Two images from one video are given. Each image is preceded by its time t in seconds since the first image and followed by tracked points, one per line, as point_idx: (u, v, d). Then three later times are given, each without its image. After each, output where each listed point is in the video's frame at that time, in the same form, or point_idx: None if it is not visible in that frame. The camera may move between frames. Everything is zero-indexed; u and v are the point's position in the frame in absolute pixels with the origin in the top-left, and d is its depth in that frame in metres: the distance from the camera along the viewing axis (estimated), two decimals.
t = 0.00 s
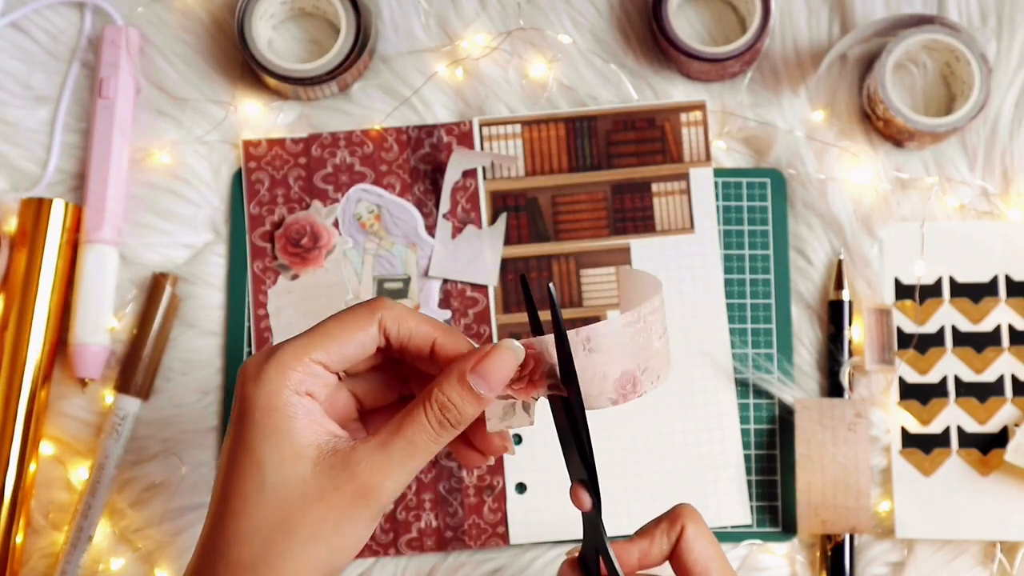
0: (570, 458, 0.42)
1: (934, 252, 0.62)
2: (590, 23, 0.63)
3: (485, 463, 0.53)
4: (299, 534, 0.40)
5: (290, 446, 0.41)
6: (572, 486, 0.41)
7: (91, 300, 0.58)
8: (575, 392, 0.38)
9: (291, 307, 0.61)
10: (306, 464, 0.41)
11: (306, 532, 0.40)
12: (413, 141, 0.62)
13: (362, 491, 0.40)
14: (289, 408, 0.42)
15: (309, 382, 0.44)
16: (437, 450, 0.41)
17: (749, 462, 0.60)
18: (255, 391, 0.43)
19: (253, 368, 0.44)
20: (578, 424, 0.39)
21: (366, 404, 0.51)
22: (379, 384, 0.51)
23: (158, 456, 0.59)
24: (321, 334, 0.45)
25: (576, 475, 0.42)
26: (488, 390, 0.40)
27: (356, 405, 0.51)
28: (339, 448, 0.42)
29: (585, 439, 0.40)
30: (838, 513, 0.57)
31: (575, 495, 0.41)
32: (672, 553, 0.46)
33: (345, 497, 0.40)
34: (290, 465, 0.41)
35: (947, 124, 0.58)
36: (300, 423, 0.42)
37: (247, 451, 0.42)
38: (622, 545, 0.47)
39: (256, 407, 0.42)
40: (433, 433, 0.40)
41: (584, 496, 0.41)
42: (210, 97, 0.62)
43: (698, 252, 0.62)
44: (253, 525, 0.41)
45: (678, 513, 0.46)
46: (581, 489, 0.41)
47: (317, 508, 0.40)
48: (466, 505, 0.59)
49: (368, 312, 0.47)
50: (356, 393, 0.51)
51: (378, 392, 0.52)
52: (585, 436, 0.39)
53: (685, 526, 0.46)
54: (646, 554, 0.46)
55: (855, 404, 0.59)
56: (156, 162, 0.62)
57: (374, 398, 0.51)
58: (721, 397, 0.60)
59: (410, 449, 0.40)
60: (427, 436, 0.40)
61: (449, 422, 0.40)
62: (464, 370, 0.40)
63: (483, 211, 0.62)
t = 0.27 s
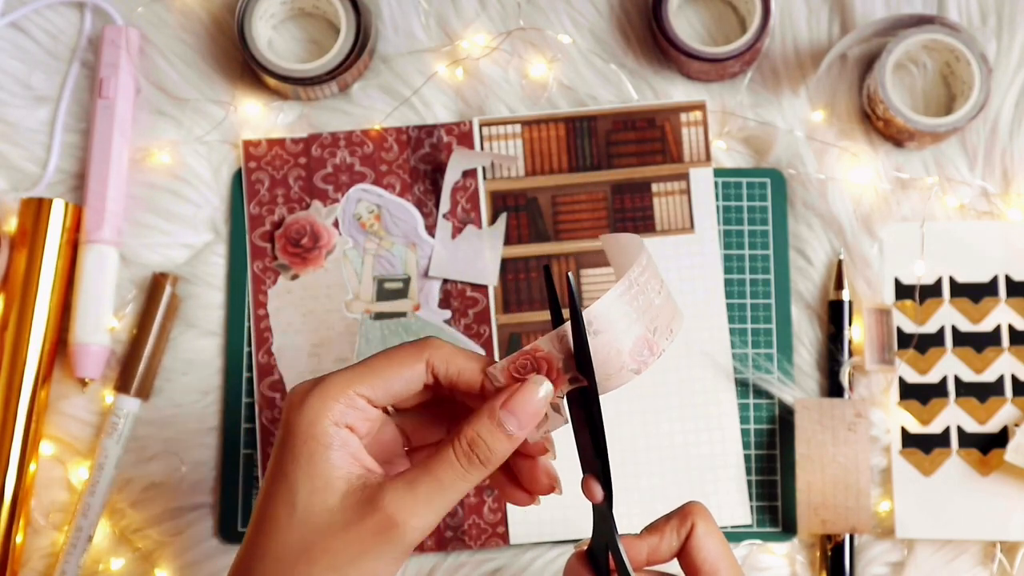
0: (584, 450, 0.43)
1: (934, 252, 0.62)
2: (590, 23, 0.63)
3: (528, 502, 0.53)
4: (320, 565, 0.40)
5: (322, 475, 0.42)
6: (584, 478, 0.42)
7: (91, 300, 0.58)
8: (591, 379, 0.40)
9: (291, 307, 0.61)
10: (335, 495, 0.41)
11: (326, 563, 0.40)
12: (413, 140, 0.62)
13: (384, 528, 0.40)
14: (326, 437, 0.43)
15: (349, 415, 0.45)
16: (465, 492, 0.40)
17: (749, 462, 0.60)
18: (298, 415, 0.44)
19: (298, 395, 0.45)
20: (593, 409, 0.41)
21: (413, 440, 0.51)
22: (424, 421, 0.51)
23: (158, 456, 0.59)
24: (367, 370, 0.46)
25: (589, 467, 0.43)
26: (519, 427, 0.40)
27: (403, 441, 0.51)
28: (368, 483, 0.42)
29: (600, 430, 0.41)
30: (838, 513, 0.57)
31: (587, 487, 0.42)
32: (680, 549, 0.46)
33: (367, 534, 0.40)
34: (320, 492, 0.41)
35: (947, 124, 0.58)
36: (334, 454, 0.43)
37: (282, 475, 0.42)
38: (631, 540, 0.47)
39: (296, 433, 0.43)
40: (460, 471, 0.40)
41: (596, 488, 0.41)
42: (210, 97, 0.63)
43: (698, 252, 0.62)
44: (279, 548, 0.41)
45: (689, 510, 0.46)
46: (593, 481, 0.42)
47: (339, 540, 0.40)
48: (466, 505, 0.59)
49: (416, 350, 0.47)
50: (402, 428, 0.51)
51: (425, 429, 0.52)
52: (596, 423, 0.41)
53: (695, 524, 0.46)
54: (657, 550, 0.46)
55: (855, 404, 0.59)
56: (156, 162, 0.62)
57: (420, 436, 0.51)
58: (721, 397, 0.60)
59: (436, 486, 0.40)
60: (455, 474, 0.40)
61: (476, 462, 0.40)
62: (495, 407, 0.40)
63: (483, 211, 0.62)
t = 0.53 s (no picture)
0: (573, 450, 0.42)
1: (934, 252, 0.62)
2: (590, 24, 0.63)
3: (526, 492, 0.53)
4: (304, 564, 0.40)
5: (312, 473, 0.41)
6: (575, 478, 0.42)
7: (91, 300, 0.58)
8: (575, 376, 0.40)
9: (291, 307, 0.61)
10: (323, 494, 0.41)
11: (311, 562, 0.40)
12: (413, 140, 0.62)
13: (370, 531, 0.39)
14: (319, 434, 0.43)
15: (343, 410, 0.45)
16: (454, 498, 0.40)
17: (749, 462, 0.60)
18: (293, 409, 0.44)
19: (296, 388, 0.45)
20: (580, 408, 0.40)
21: (402, 432, 0.52)
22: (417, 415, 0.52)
23: (158, 456, 0.59)
24: (362, 363, 0.46)
25: (580, 467, 0.42)
26: (509, 430, 0.40)
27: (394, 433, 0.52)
28: (357, 483, 0.41)
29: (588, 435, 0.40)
30: (838, 513, 0.57)
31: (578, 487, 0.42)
32: (676, 543, 0.46)
33: (352, 536, 0.39)
34: (308, 492, 0.41)
35: (947, 124, 0.58)
36: (326, 452, 0.42)
37: (274, 470, 0.42)
38: (627, 536, 0.47)
39: (290, 427, 0.43)
40: (451, 478, 0.39)
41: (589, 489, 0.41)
42: (210, 97, 0.62)
43: (699, 252, 0.62)
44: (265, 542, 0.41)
45: (684, 504, 0.46)
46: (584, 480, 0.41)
47: (324, 541, 0.39)
48: (466, 505, 0.59)
49: (410, 341, 0.47)
50: (394, 421, 0.52)
51: (415, 421, 0.53)
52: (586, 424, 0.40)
53: (691, 517, 0.46)
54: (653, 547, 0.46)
55: (855, 404, 0.59)
56: (156, 162, 0.62)
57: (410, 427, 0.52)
58: (721, 397, 0.60)
59: (426, 494, 0.39)
60: (445, 481, 0.39)
61: (466, 467, 0.39)
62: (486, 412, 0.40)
63: (483, 211, 0.62)
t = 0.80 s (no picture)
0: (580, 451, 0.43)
1: (934, 252, 0.62)
2: (590, 24, 0.63)
3: (531, 497, 0.53)
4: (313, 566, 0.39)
5: (325, 474, 0.41)
6: (581, 479, 0.42)
7: (91, 300, 0.58)
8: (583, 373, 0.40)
9: (291, 307, 0.61)
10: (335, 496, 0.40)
11: (319, 564, 0.39)
12: (413, 140, 0.62)
13: (380, 529, 0.39)
14: (335, 435, 0.42)
15: (359, 412, 0.44)
16: (461, 492, 0.40)
17: (749, 462, 0.60)
18: (311, 411, 0.43)
19: (312, 388, 0.45)
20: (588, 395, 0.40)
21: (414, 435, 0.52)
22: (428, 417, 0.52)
23: (158, 456, 0.59)
24: (379, 360, 0.46)
25: (586, 469, 0.42)
26: (510, 416, 0.40)
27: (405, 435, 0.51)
28: (369, 483, 0.41)
29: (595, 430, 0.40)
30: (839, 513, 0.58)
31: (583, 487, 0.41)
32: (680, 546, 0.46)
33: (360, 535, 0.39)
34: (320, 493, 0.40)
35: (947, 124, 0.58)
36: (340, 454, 0.42)
37: (287, 471, 0.41)
38: (631, 538, 0.47)
39: (305, 429, 0.43)
40: (449, 467, 0.39)
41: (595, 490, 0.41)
42: (210, 97, 0.63)
43: (699, 252, 0.62)
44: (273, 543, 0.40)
45: (687, 507, 0.46)
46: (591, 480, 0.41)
47: (333, 541, 0.39)
48: (466, 505, 0.59)
49: (424, 336, 0.48)
50: (404, 423, 0.52)
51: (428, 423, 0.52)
52: (591, 415, 0.40)
53: (695, 520, 0.46)
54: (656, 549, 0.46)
55: (855, 404, 0.58)
56: (156, 162, 0.62)
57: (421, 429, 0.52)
58: (721, 397, 0.60)
59: (430, 486, 0.39)
60: (446, 470, 0.39)
61: (466, 455, 0.39)
62: (482, 397, 0.40)
63: (483, 211, 0.62)
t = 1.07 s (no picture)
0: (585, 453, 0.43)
1: (934, 252, 0.62)
2: (590, 24, 0.63)
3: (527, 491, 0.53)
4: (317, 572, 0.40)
5: (317, 482, 0.41)
6: (584, 478, 0.42)
7: (91, 300, 0.58)
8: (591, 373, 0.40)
9: (291, 307, 0.61)
10: (332, 501, 0.41)
11: (324, 570, 0.39)
12: (413, 140, 0.62)
13: (381, 530, 0.39)
14: (324, 444, 0.42)
15: (347, 419, 0.44)
16: (457, 485, 0.40)
17: (749, 462, 0.60)
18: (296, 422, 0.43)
19: (297, 399, 0.44)
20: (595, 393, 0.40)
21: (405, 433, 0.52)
22: (417, 412, 0.52)
23: (158, 456, 0.59)
24: (366, 369, 0.45)
25: (590, 468, 0.42)
26: (504, 411, 0.40)
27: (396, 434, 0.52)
28: (364, 487, 0.41)
29: (601, 433, 0.41)
30: (839, 513, 0.58)
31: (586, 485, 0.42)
32: (680, 546, 0.46)
33: (363, 538, 0.39)
34: (315, 500, 0.41)
35: (947, 124, 0.58)
36: (332, 461, 0.42)
37: (279, 483, 0.41)
38: (632, 537, 0.47)
39: (293, 439, 0.42)
40: (451, 465, 0.40)
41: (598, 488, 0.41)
42: (210, 97, 0.62)
43: (699, 252, 0.62)
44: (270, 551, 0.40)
45: (689, 507, 0.46)
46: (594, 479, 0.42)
47: (335, 545, 0.39)
48: (466, 505, 0.59)
49: (414, 346, 0.46)
50: (395, 422, 0.52)
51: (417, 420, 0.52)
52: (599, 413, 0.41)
53: (695, 521, 0.46)
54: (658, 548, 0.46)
55: (855, 404, 0.58)
56: (156, 162, 0.62)
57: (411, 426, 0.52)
58: (721, 397, 0.60)
59: (429, 483, 0.39)
60: (446, 469, 0.40)
61: (464, 452, 0.40)
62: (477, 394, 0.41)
63: (483, 211, 0.62)
